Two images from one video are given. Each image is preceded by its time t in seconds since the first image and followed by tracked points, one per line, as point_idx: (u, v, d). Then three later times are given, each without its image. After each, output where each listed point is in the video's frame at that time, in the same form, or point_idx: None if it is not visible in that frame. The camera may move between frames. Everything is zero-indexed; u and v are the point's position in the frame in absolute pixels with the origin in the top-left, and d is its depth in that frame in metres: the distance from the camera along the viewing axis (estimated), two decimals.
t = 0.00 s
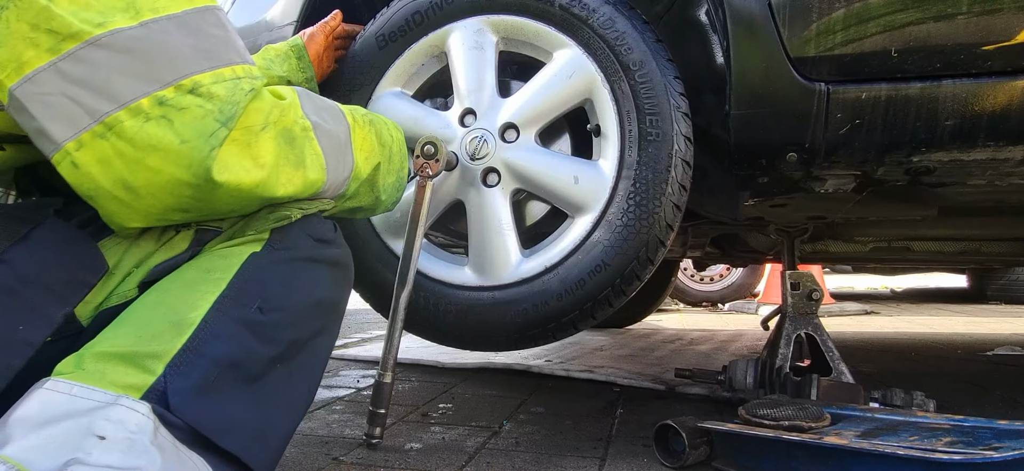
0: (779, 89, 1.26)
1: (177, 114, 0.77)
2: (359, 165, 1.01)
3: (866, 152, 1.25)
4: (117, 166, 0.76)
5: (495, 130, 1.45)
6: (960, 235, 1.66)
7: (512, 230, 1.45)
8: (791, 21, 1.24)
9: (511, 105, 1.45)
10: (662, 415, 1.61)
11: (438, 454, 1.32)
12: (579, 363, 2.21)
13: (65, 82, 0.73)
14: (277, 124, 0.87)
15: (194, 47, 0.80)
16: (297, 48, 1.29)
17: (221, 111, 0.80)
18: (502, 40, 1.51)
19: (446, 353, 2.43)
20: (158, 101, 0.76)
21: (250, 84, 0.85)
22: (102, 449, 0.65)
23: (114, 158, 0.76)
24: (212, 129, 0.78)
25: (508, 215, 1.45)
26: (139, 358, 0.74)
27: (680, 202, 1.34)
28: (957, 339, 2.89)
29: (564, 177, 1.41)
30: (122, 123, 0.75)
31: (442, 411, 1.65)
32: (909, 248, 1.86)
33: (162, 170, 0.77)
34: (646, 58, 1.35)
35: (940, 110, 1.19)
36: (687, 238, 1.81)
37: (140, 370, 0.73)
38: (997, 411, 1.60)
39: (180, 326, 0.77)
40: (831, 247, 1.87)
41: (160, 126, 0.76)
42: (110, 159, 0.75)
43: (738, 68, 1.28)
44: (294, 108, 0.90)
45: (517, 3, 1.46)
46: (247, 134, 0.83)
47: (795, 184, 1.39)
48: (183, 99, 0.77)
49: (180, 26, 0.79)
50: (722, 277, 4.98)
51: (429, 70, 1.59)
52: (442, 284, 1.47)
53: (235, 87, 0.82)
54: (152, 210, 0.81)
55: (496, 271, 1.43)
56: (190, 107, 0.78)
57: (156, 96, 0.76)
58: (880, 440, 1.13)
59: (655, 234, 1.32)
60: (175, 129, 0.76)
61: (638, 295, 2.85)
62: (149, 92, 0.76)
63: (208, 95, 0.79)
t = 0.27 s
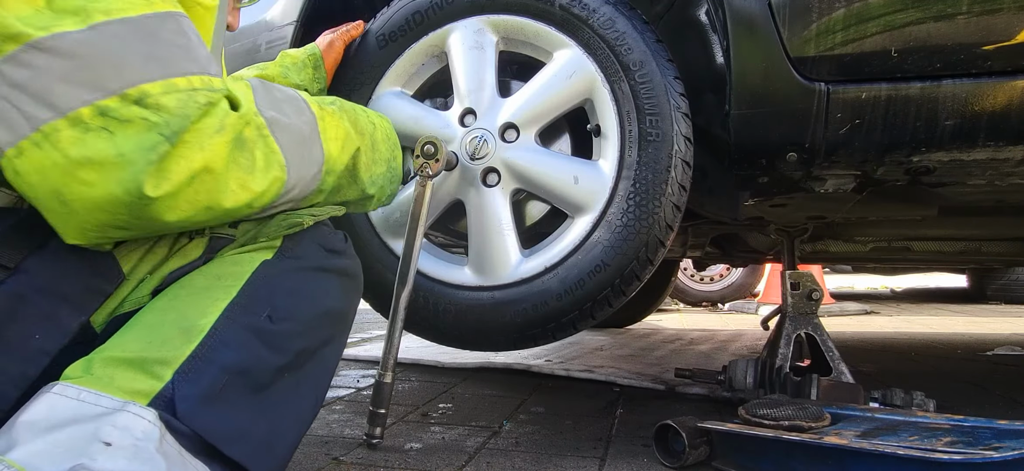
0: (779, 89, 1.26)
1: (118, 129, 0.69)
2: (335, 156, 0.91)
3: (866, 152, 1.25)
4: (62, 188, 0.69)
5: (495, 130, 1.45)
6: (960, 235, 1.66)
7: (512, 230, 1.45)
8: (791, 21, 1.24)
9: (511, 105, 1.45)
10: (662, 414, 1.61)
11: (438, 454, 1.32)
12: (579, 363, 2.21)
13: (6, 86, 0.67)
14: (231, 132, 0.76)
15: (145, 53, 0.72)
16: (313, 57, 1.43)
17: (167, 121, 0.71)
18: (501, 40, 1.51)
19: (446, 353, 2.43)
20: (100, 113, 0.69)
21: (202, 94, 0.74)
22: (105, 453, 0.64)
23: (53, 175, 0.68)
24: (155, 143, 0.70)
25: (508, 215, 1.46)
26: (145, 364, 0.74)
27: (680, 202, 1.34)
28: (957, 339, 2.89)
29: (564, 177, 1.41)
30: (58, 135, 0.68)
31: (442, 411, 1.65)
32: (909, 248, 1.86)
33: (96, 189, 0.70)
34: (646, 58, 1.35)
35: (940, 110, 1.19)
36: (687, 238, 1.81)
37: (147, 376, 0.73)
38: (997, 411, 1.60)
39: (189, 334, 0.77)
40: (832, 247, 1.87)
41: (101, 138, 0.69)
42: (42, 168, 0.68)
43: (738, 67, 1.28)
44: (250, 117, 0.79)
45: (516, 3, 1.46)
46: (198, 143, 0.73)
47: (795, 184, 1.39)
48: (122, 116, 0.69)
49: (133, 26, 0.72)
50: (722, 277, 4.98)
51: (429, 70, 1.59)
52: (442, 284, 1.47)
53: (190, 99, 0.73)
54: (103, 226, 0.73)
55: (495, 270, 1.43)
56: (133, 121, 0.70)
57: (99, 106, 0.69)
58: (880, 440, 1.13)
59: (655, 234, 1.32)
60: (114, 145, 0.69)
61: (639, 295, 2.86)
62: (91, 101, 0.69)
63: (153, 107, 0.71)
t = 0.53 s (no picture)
0: (780, 89, 1.26)
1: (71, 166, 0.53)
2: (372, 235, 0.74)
3: (866, 152, 1.25)
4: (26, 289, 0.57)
5: (495, 130, 1.45)
6: (959, 235, 1.66)
7: (512, 230, 1.45)
8: (791, 21, 1.24)
9: (510, 105, 1.45)
10: (662, 414, 1.61)
11: (438, 454, 1.32)
12: (579, 363, 2.21)
13: None
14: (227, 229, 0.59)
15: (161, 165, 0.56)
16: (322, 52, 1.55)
17: (131, 199, 0.54)
18: (501, 40, 1.51)
19: (446, 353, 2.43)
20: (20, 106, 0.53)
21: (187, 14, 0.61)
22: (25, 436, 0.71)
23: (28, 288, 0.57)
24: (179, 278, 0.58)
25: (507, 215, 1.45)
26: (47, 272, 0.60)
27: (680, 202, 1.34)
28: (957, 339, 2.89)
29: (564, 177, 1.40)
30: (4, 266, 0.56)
31: (442, 411, 1.65)
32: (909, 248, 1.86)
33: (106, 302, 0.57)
34: (647, 57, 1.35)
35: (940, 110, 1.19)
36: (687, 238, 1.81)
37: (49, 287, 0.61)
38: (997, 411, 1.60)
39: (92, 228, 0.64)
40: (832, 247, 1.87)
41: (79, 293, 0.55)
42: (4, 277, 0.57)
43: (738, 67, 1.28)
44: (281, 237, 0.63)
45: (517, 3, 1.46)
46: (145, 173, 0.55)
47: (795, 184, 1.39)
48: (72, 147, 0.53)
49: (117, 71, 0.55)
50: (722, 277, 4.98)
51: (429, 70, 1.58)
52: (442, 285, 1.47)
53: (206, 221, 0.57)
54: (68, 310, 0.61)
55: (495, 271, 1.43)
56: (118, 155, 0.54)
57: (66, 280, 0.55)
58: (880, 440, 1.13)
59: (655, 234, 1.32)
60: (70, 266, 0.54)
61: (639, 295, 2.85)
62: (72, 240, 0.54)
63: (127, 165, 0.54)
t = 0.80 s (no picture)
0: (780, 89, 1.26)
1: (321, 317, 0.61)
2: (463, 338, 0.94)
3: (866, 151, 1.25)
4: (317, 435, 0.68)
5: (495, 129, 1.45)
6: (959, 235, 1.66)
7: (517, 228, 1.45)
8: (791, 21, 1.24)
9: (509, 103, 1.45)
10: (662, 414, 1.61)
11: (438, 454, 1.32)
12: (579, 363, 2.21)
13: (292, 379, 0.64)
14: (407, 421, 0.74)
15: (409, 360, 0.70)
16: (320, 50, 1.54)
17: (354, 287, 0.62)
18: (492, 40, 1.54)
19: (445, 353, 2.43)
20: (301, 290, 0.59)
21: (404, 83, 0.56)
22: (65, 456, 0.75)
23: (305, 430, 0.67)
24: (395, 431, 0.73)
25: (512, 213, 1.45)
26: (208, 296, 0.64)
27: (684, 189, 1.33)
28: (957, 339, 2.89)
29: (566, 171, 1.40)
30: (294, 419, 0.66)
31: (442, 411, 1.65)
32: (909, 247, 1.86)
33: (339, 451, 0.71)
34: (640, 47, 1.36)
35: (940, 109, 1.19)
36: (686, 238, 1.81)
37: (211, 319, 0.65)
38: (997, 411, 1.60)
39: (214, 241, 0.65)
40: (831, 247, 1.87)
41: (354, 427, 0.68)
42: (301, 429, 0.67)
43: (738, 66, 1.28)
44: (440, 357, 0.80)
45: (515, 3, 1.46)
46: (374, 319, 0.65)
47: (796, 184, 1.39)
48: (339, 297, 0.61)
49: (337, 198, 0.60)
50: (722, 277, 4.98)
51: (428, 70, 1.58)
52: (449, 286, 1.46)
53: (419, 383, 0.74)
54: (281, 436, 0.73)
55: (505, 268, 1.42)
56: (358, 303, 0.63)
57: (364, 407, 0.67)
58: (880, 440, 1.13)
59: (661, 222, 1.32)
60: (358, 438, 0.69)
61: (639, 295, 2.85)
62: (359, 403, 0.67)
63: (359, 315, 0.63)
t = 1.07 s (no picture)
0: (779, 88, 1.26)
1: (355, 302, 0.63)
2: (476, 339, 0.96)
3: (866, 151, 1.25)
4: (341, 419, 0.70)
5: (495, 129, 1.45)
6: (959, 235, 1.66)
7: (518, 227, 1.44)
8: (791, 21, 1.24)
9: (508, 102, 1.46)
10: (662, 414, 1.61)
11: (438, 454, 1.32)
12: (578, 362, 2.21)
13: (325, 363, 0.66)
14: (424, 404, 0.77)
15: (428, 345, 0.73)
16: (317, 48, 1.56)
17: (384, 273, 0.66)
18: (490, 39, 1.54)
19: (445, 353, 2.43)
20: (337, 275, 0.61)
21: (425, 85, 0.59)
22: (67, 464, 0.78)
23: (331, 414, 0.69)
24: (413, 417, 0.75)
25: (513, 213, 1.45)
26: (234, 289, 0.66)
27: (684, 186, 1.33)
28: (957, 339, 2.89)
29: (566, 169, 1.40)
30: (322, 403, 0.68)
31: (442, 411, 1.65)
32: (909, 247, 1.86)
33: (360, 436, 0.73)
34: (639, 45, 1.37)
35: (940, 109, 1.19)
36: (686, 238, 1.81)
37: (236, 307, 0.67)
38: (997, 411, 1.60)
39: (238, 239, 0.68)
40: (831, 247, 1.87)
41: (377, 411, 0.70)
42: (327, 413, 0.69)
43: (738, 66, 1.28)
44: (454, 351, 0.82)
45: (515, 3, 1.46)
46: (399, 304, 0.68)
47: (796, 184, 1.39)
48: (370, 283, 0.64)
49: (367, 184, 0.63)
50: (722, 277, 4.98)
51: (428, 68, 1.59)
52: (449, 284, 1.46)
53: (437, 369, 0.77)
54: (300, 424, 0.74)
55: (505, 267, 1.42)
56: (385, 288, 0.66)
57: (387, 390, 0.70)
58: (880, 440, 1.13)
59: (662, 220, 1.32)
60: (379, 421, 0.71)
61: (639, 295, 2.85)
62: (382, 387, 0.69)
63: (385, 300, 0.67)
